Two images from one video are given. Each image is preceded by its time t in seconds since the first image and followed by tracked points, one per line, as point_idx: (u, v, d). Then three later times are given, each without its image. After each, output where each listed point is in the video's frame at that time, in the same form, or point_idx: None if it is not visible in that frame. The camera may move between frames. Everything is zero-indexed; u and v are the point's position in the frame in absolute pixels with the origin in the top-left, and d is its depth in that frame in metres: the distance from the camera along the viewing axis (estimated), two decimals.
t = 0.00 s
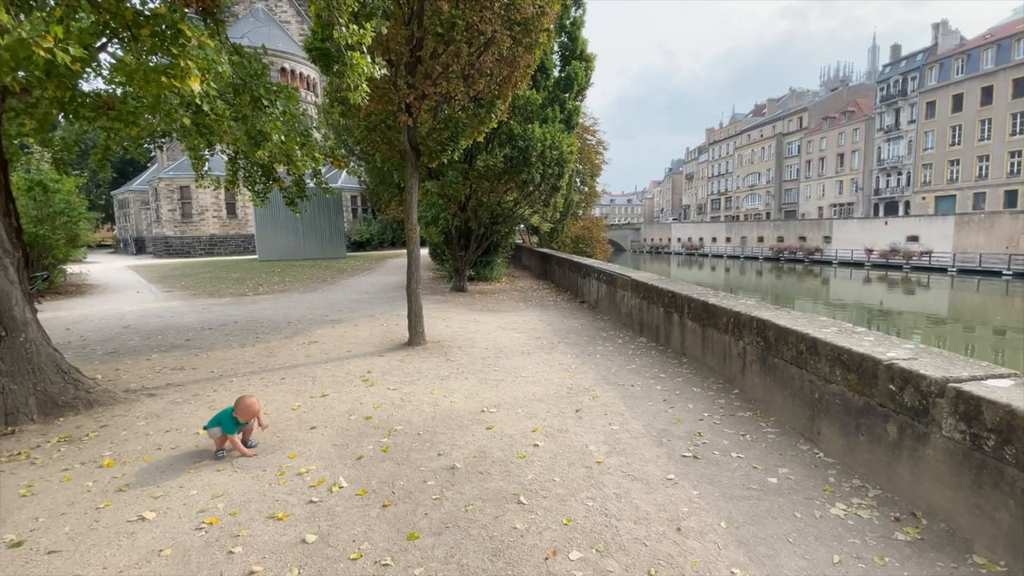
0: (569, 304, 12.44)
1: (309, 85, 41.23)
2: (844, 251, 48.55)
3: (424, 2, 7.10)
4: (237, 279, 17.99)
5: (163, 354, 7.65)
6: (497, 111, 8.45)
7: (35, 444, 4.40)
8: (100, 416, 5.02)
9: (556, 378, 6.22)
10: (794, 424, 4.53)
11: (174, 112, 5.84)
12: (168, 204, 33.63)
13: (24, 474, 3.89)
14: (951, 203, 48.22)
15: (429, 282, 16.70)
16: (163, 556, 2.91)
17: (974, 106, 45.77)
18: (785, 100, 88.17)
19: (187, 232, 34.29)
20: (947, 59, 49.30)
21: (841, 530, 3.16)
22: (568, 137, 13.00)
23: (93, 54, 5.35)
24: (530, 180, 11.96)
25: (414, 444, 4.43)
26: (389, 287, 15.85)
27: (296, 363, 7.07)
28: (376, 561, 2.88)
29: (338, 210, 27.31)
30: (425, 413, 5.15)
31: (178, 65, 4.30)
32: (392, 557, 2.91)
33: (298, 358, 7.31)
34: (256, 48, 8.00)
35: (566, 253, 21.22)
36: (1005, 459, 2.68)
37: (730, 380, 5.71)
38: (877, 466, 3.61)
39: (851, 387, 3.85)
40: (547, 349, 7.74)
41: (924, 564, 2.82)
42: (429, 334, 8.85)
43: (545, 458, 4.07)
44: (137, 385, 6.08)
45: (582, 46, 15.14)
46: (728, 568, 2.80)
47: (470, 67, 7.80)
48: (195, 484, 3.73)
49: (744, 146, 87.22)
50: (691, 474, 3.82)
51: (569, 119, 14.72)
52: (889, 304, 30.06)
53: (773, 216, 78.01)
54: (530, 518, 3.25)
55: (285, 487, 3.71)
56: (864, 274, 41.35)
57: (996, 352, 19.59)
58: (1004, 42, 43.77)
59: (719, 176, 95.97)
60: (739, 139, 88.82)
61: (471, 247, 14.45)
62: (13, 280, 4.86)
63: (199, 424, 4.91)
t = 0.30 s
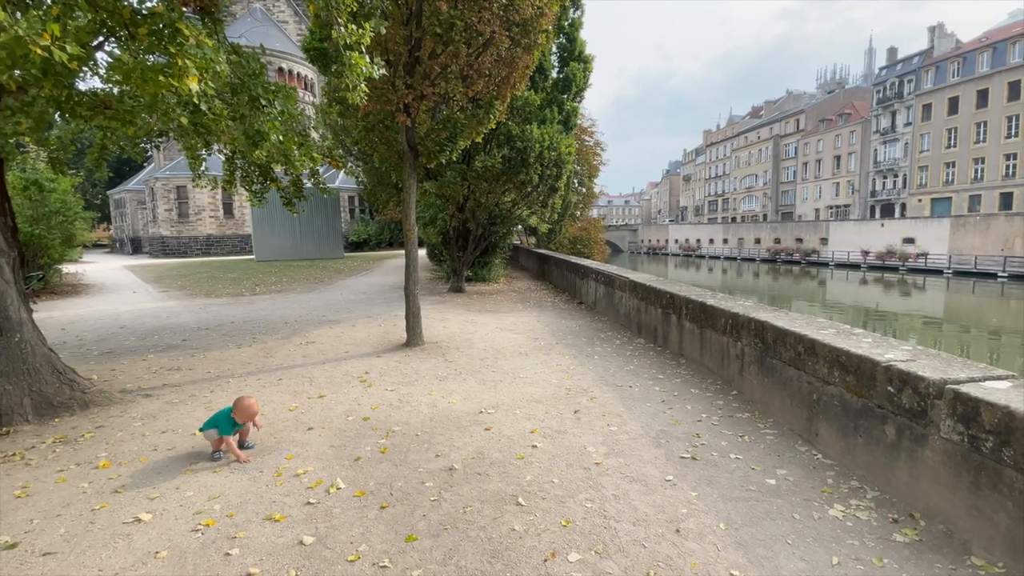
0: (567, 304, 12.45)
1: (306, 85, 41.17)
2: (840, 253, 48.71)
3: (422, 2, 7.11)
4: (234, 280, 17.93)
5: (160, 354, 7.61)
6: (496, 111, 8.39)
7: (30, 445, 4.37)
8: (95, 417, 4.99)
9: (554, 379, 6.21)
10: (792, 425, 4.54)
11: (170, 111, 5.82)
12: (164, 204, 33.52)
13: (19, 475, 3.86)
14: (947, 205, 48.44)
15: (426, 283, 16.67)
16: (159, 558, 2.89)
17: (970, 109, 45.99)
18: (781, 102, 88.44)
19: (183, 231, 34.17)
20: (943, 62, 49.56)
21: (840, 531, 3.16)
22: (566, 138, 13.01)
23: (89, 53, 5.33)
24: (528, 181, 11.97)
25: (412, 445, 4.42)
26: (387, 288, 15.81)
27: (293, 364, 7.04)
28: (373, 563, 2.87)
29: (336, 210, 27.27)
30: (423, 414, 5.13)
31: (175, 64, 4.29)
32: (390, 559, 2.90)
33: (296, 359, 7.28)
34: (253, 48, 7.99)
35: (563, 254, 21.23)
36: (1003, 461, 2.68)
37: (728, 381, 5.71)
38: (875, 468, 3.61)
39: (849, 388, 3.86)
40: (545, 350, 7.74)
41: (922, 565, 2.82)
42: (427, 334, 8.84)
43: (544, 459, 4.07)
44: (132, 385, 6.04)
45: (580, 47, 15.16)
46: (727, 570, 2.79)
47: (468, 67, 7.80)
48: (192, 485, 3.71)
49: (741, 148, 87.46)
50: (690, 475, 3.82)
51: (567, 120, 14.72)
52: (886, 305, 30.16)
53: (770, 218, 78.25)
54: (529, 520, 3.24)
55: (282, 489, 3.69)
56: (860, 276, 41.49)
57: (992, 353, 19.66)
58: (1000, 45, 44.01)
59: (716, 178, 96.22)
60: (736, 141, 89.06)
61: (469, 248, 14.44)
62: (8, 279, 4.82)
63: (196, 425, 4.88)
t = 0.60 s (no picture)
0: (565, 305, 12.46)
1: (304, 85, 41.13)
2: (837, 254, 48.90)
3: (421, 2, 7.13)
4: (230, 279, 17.88)
5: (156, 354, 7.57)
6: (494, 111, 8.36)
7: (25, 445, 4.33)
8: (91, 417, 4.95)
9: (552, 380, 6.20)
10: (791, 426, 4.54)
11: (166, 108, 5.77)
12: (161, 203, 33.38)
13: (13, 476, 3.83)
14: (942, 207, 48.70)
15: (424, 283, 16.65)
16: (155, 561, 2.87)
17: (965, 111, 46.25)
18: (778, 104, 88.77)
19: (180, 231, 34.04)
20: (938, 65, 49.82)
21: (840, 533, 3.16)
22: (564, 139, 13.02)
23: (86, 51, 5.29)
24: (527, 181, 11.97)
25: (410, 446, 4.40)
26: (384, 288, 15.78)
27: (291, 364, 7.02)
28: (372, 564, 2.85)
29: (333, 210, 27.21)
30: (421, 415, 5.12)
31: (173, 62, 4.26)
32: (389, 561, 2.88)
33: (293, 359, 7.26)
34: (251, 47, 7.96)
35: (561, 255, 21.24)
36: (1003, 462, 2.68)
37: (726, 382, 5.71)
38: (874, 469, 3.62)
39: (848, 389, 3.86)
40: (543, 351, 7.73)
41: (921, 567, 2.83)
42: (425, 335, 8.82)
43: (542, 461, 4.06)
44: (128, 385, 6.01)
45: (578, 48, 15.18)
46: (727, 572, 2.79)
47: (467, 67, 7.78)
48: (188, 486, 3.69)
49: (738, 150, 87.73)
50: (689, 477, 3.81)
51: (566, 121, 14.72)
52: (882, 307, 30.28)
53: (767, 220, 78.51)
54: (528, 521, 3.23)
55: (279, 490, 3.67)
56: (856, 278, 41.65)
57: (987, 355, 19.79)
58: (995, 48, 44.27)
59: (713, 180, 96.50)
60: (733, 143, 89.35)
61: (467, 249, 14.43)
62: (3, 278, 4.78)
63: (192, 425, 4.85)
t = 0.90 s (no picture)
0: (562, 306, 12.47)
1: (302, 84, 41.05)
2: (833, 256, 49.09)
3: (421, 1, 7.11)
4: (227, 279, 17.82)
5: (153, 354, 7.53)
6: (493, 112, 8.34)
7: (20, 445, 4.29)
8: (87, 417, 4.92)
9: (551, 380, 6.20)
10: (789, 427, 4.55)
11: (164, 106, 5.74)
12: (157, 202, 33.24)
13: (8, 476, 3.79)
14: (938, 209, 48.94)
15: (421, 284, 16.62)
16: (152, 562, 2.84)
17: (961, 114, 46.48)
18: (775, 106, 89.01)
19: (176, 230, 33.93)
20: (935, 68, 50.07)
21: (839, 534, 3.17)
22: (562, 139, 13.02)
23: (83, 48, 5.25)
24: (525, 182, 11.98)
25: (409, 446, 4.39)
26: (382, 288, 15.75)
27: (288, 364, 6.99)
28: (370, 566, 2.83)
29: (331, 210, 27.14)
30: (420, 415, 5.10)
31: (172, 60, 4.24)
32: (387, 563, 2.86)
33: (290, 359, 7.23)
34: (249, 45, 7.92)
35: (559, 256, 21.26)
36: (1002, 464, 2.69)
37: (724, 383, 5.72)
38: (872, 470, 3.63)
39: (847, 391, 3.87)
40: (541, 351, 7.72)
41: (921, 569, 2.83)
42: (423, 335, 8.81)
43: (542, 461, 4.05)
44: (124, 385, 5.97)
45: (577, 48, 15.19)
46: (726, 574, 2.78)
47: (467, 67, 7.76)
48: (185, 486, 3.66)
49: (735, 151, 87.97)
50: (688, 478, 3.81)
51: (564, 121, 14.72)
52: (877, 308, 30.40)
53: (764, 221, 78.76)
54: (528, 522, 3.22)
55: (277, 491, 3.65)
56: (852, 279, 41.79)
57: (981, 355, 19.97)
58: (992, 51, 44.51)
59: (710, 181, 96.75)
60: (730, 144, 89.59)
61: (465, 249, 14.41)
62: None
63: (189, 425, 4.82)
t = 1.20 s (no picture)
0: (561, 305, 12.47)
1: (300, 82, 40.92)
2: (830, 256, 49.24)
3: None
4: (225, 277, 17.76)
5: (150, 352, 7.50)
6: (493, 110, 8.31)
7: (16, 444, 4.26)
8: (84, 416, 4.88)
9: (550, 380, 6.19)
10: (789, 427, 4.55)
11: (162, 104, 5.70)
12: (154, 200, 33.11)
13: (4, 475, 3.76)
14: (935, 211, 49.13)
15: (420, 283, 16.59)
16: (150, 562, 2.82)
17: (958, 116, 46.65)
18: (773, 106, 89.17)
19: (173, 228, 33.81)
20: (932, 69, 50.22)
21: (840, 535, 3.17)
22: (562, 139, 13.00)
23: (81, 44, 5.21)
24: (524, 181, 11.98)
25: (408, 446, 4.37)
26: (380, 287, 15.72)
27: (286, 363, 6.96)
28: (370, 566, 2.82)
29: (329, 209, 27.06)
30: (419, 415, 5.08)
31: (170, 57, 4.20)
32: (387, 563, 2.85)
33: (288, 358, 7.20)
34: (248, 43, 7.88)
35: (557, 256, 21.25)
36: (1003, 465, 2.69)
37: (723, 383, 5.72)
38: (873, 471, 3.63)
39: (847, 391, 3.87)
40: (540, 351, 7.71)
41: (921, 569, 2.84)
42: (421, 334, 8.79)
43: (542, 461, 4.03)
44: (121, 384, 5.93)
45: (576, 48, 15.17)
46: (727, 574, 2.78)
47: (466, 66, 7.74)
48: (183, 486, 3.64)
49: (733, 152, 88.08)
50: (688, 478, 3.81)
51: (563, 121, 14.70)
52: (874, 309, 30.51)
53: (761, 222, 78.95)
54: (528, 522, 3.21)
55: (276, 490, 3.63)
56: (849, 280, 41.95)
57: (977, 356, 20.10)
58: (989, 53, 44.68)
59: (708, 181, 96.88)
60: (728, 145, 89.73)
61: (464, 248, 14.40)
62: None
63: (186, 425, 4.79)
